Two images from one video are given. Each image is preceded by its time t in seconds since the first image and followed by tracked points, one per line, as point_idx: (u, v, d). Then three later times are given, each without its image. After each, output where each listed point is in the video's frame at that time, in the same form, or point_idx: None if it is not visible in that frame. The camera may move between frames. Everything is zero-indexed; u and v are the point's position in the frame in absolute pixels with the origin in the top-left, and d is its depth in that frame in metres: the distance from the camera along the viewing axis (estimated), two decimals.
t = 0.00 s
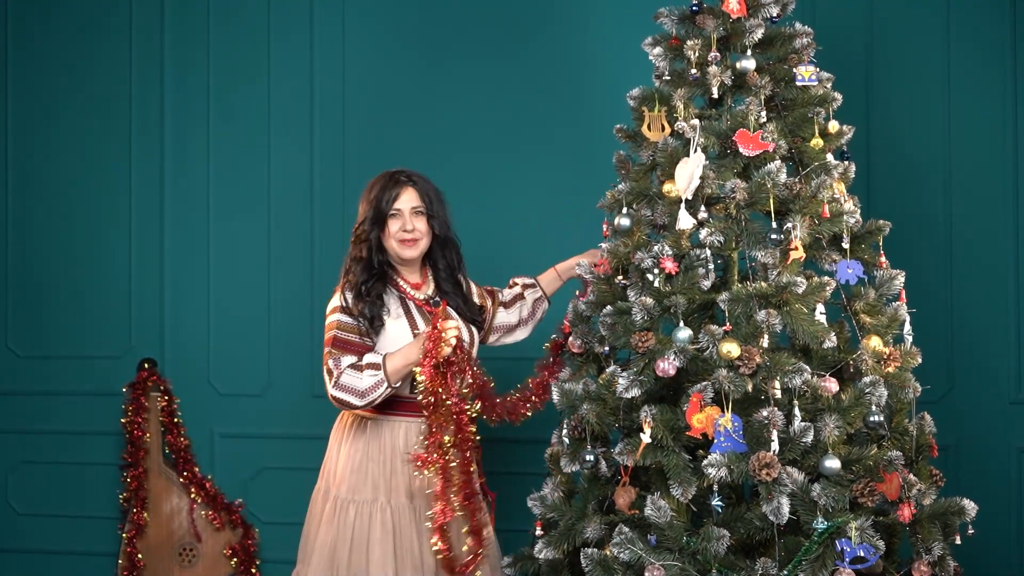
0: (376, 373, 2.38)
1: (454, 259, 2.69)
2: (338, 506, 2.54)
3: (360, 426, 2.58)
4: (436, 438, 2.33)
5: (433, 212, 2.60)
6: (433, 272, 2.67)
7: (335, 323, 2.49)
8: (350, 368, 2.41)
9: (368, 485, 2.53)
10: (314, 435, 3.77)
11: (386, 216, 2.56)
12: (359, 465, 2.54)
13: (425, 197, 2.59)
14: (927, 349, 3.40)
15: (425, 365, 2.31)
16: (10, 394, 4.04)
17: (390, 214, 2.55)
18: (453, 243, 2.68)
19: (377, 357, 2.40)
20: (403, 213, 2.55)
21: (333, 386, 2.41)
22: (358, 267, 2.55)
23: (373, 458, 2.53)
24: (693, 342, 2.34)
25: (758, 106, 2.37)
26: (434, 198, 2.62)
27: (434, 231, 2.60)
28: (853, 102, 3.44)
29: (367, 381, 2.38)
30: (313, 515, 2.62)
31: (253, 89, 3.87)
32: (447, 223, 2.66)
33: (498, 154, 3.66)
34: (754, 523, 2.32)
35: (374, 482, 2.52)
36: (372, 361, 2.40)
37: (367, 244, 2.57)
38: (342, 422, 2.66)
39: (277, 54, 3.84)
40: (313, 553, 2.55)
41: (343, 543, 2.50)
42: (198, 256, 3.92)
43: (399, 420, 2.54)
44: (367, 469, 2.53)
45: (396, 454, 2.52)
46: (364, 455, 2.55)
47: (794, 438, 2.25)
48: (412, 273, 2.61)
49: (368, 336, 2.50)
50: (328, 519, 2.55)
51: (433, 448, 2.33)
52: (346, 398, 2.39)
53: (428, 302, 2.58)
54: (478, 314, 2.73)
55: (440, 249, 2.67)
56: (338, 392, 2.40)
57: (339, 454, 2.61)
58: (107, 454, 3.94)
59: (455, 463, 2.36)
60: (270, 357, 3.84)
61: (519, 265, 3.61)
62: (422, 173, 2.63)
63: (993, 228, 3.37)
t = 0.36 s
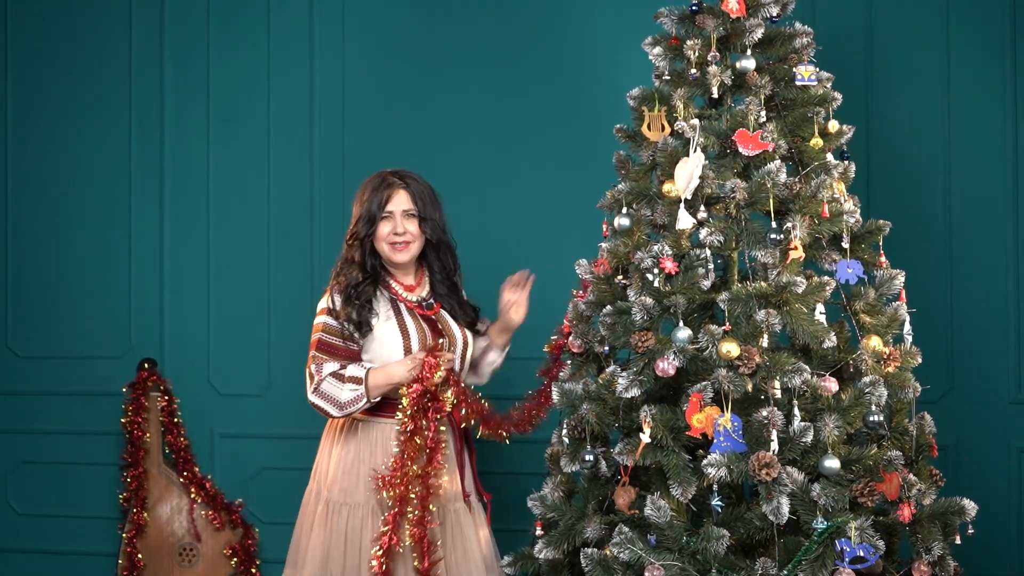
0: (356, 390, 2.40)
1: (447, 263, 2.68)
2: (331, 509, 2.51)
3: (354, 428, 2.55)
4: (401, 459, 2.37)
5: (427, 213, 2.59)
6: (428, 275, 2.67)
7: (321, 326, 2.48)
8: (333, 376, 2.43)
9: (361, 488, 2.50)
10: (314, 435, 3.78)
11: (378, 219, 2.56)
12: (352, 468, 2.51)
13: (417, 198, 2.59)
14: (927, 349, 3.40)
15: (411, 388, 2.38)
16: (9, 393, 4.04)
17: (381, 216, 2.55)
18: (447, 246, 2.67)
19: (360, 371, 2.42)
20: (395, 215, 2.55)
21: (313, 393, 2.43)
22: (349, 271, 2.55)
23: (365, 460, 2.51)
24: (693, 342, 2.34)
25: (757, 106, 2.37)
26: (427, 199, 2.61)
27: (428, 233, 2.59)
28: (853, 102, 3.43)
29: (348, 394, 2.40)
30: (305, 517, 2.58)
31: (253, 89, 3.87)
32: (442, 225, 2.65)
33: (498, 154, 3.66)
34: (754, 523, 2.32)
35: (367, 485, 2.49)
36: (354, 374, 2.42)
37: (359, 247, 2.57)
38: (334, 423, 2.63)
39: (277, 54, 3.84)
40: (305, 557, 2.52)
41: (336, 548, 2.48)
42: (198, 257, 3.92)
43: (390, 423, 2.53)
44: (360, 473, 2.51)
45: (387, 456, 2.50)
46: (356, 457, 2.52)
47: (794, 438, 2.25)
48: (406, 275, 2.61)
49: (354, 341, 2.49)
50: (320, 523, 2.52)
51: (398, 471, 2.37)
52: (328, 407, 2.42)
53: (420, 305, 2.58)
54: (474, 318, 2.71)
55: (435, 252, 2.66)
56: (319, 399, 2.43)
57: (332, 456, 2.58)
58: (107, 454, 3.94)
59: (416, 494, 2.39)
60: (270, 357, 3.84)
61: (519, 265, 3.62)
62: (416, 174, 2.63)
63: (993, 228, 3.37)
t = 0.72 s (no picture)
0: (333, 405, 2.34)
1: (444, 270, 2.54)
2: (300, 511, 2.41)
3: (327, 432, 2.45)
4: (404, 497, 2.30)
5: (426, 215, 2.48)
6: (423, 277, 2.55)
7: (303, 321, 2.42)
8: (308, 381, 2.37)
9: (331, 492, 2.39)
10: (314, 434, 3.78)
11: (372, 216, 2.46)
12: (323, 471, 2.41)
13: (416, 198, 2.48)
14: (927, 349, 3.41)
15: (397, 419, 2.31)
16: (9, 393, 4.04)
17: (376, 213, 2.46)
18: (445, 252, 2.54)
19: (339, 384, 2.36)
20: (391, 213, 2.45)
21: (285, 391, 2.37)
22: (339, 266, 2.46)
23: (337, 463, 2.40)
24: (693, 342, 2.34)
25: (758, 106, 2.37)
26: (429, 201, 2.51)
27: (424, 236, 2.48)
28: (853, 102, 3.44)
29: (323, 405, 2.35)
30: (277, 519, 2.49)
31: (252, 89, 3.87)
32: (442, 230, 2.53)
33: (498, 153, 3.66)
34: (754, 523, 2.32)
35: (337, 490, 2.38)
36: (333, 385, 2.35)
37: (353, 243, 2.47)
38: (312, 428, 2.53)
39: (276, 54, 3.84)
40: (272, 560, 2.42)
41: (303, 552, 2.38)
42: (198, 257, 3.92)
43: (365, 426, 2.42)
44: (331, 476, 2.40)
45: (360, 458, 2.39)
46: (328, 459, 2.42)
47: (794, 438, 2.26)
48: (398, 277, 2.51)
49: (334, 341, 2.42)
50: (288, 525, 2.42)
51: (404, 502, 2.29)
52: (299, 413, 2.36)
53: (406, 309, 2.47)
54: (466, 327, 2.59)
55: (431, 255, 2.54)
56: (290, 399, 2.37)
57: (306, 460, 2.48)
58: (107, 454, 3.94)
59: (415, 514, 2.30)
60: (270, 356, 3.84)
61: (519, 265, 3.62)
62: (418, 174, 2.53)
63: (993, 228, 3.37)
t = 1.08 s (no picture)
0: (299, 414, 2.29)
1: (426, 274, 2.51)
2: (279, 519, 2.36)
3: (307, 440, 2.40)
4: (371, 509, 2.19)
5: (413, 218, 2.46)
6: (408, 279, 2.52)
7: (280, 324, 2.38)
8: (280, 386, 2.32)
9: (310, 500, 2.34)
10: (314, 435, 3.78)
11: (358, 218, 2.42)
12: (302, 478, 2.36)
13: (401, 201, 2.45)
14: (927, 349, 3.41)
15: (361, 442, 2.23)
16: (9, 394, 4.04)
17: (362, 215, 2.42)
18: (428, 256, 2.50)
19: (309, 393, 2.30)
20: (378, 215, 2.42)
21: (257, 394, 2.34)
22: (322, 269, 2.42)
23: (316, 470, 2.35)
24: (693, 342, 2.34)
25: (758, 106, 2.37)
26: (414, 203, 2.48)
27: (410, 238, 2.45)
28: (853, 102, 3.44)
29: (291, 414, 2.30)
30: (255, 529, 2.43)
31: (252, 89, 3.87)
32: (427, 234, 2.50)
33: (498, 154, 3.66)
34: (754, 523, 2.32)
35: (314, 497, 2.33)
36: (302, 394, 2.30)
37: (338, 245, 2.43)
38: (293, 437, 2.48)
39: (276, 54, 3.84)
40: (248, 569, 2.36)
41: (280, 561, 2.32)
42: (198, 257, 3.92)
43: (343, 432, 2.36)
44: (310, 484, 2.35)
45: (339, 465, 2.33)
46: (307, 466, 2.37)
47: (794, 438, 2.25)
48: (383, 281, 2.47)
49: (311, 344, 2.38)
50: (265, 534, 2.36)
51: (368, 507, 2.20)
52: (269, 418, 2.33)
53: (390, 312, 2.43)
54: (450, 329, 2.55)
55: (416, 259, 2.50)
56: (260, 402, 2.34)
57: (285, 468, 2.42)
58: (107, 454, 3.95)
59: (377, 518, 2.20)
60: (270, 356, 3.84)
61: (519, 266, 3.63)
62: (404, 175, 2.50)
63: (993, 228, 3.37)
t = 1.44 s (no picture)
0: (307, 409, 2.30)
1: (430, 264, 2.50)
2: (286, 518, 2.37)
3: (312, 437, 2.40)
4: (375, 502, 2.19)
5: (416, 211, 2.43)
6: (411, 271, 2.51)
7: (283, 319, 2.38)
8: (286, 381, 2.33)
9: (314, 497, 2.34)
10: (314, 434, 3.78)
11: (361, 212, 2.40)
12: (307, 476, 2.36)
13: (404, 193, 2.42)
14: (927, 349, 3.41)
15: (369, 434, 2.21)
16: (9, 394, 4.04)
17: (365, 209, 2.40)
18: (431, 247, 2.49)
19: (316, 387, 2.31)
20: (382, 209, 2.40)
21: (263, 390, 2.34)
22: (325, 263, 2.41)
23: (320, 467, 2.35)
24: (693, 342, 2.34)
25: (758, 106, 2.37)
26: (416, 195, 2.46)
27: (414, 231, 2.44)
28: (853, 102, 3.44)
29: (298, 408, 2.31)
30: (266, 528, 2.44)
31: (252, 89, 3.87)
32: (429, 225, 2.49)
33: (498, 154, 3.66)
34: (754, 523, 2.32)
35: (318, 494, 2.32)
36: (309, 389, 2.31)
37: (341, 239, 2.42)
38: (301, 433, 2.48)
39: (276, 54, 3.84)
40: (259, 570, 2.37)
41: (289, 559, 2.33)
42: (198, 257, 3.92)
43: (347, 427, 2.35)
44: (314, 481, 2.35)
45: (341, 463, 2.32)
46: (312, 463, 2.36)
47: (794, 438, 2.26)
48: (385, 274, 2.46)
49: (314, 337, 2.37)
50: (274, 533, 2.37)
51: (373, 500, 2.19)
52: (276, 413, 2.34)
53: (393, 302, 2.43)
54: (455, 320, 2.54)
55: (419, 251, 2.49)
56: (267, 398, 2.34)
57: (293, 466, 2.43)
58: (107, 454, 3.95)
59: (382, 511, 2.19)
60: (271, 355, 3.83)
61: (519, 265, 3.63)
62: (405, 167, 2.48)
63: (993, 228, 3.37)
